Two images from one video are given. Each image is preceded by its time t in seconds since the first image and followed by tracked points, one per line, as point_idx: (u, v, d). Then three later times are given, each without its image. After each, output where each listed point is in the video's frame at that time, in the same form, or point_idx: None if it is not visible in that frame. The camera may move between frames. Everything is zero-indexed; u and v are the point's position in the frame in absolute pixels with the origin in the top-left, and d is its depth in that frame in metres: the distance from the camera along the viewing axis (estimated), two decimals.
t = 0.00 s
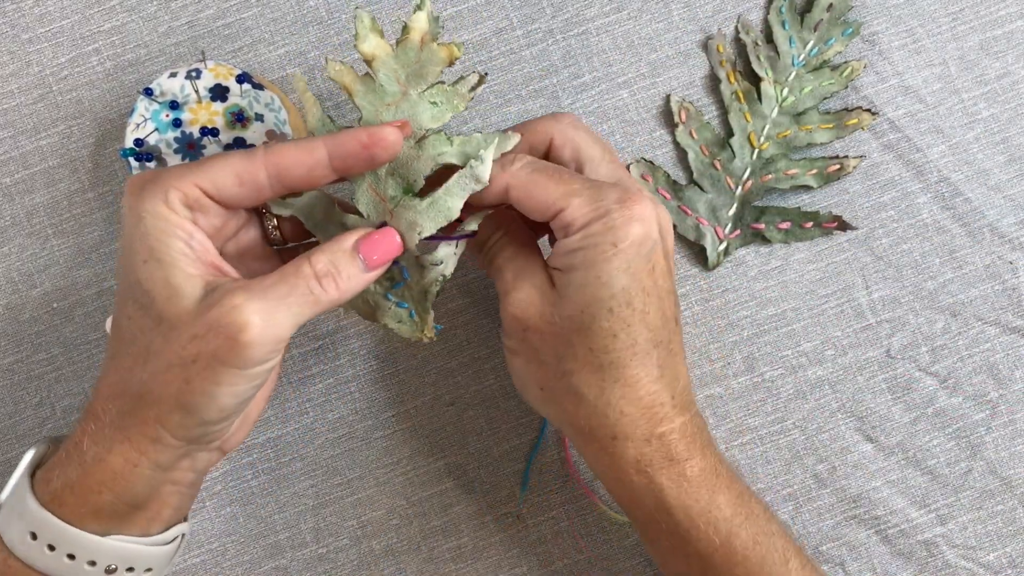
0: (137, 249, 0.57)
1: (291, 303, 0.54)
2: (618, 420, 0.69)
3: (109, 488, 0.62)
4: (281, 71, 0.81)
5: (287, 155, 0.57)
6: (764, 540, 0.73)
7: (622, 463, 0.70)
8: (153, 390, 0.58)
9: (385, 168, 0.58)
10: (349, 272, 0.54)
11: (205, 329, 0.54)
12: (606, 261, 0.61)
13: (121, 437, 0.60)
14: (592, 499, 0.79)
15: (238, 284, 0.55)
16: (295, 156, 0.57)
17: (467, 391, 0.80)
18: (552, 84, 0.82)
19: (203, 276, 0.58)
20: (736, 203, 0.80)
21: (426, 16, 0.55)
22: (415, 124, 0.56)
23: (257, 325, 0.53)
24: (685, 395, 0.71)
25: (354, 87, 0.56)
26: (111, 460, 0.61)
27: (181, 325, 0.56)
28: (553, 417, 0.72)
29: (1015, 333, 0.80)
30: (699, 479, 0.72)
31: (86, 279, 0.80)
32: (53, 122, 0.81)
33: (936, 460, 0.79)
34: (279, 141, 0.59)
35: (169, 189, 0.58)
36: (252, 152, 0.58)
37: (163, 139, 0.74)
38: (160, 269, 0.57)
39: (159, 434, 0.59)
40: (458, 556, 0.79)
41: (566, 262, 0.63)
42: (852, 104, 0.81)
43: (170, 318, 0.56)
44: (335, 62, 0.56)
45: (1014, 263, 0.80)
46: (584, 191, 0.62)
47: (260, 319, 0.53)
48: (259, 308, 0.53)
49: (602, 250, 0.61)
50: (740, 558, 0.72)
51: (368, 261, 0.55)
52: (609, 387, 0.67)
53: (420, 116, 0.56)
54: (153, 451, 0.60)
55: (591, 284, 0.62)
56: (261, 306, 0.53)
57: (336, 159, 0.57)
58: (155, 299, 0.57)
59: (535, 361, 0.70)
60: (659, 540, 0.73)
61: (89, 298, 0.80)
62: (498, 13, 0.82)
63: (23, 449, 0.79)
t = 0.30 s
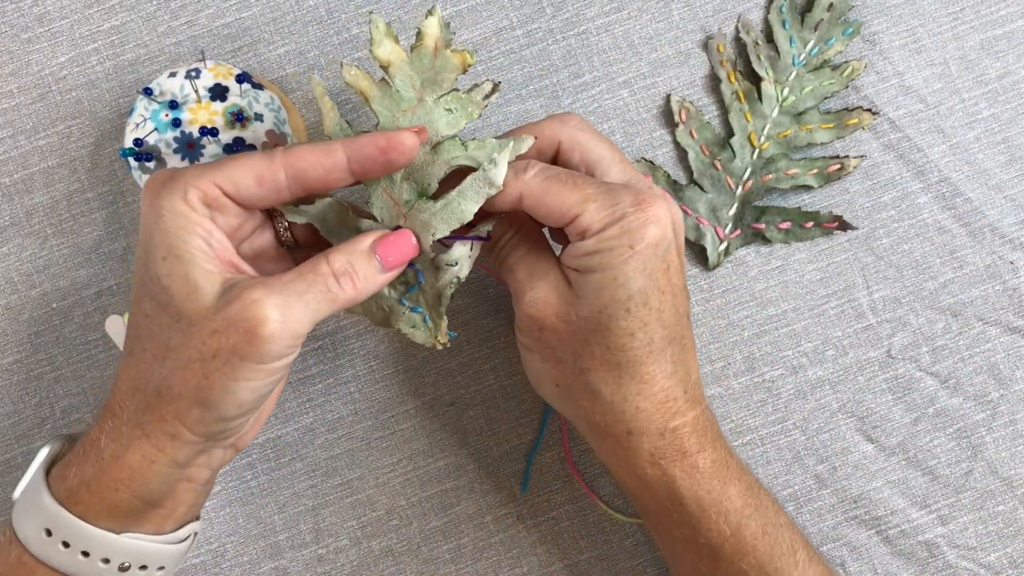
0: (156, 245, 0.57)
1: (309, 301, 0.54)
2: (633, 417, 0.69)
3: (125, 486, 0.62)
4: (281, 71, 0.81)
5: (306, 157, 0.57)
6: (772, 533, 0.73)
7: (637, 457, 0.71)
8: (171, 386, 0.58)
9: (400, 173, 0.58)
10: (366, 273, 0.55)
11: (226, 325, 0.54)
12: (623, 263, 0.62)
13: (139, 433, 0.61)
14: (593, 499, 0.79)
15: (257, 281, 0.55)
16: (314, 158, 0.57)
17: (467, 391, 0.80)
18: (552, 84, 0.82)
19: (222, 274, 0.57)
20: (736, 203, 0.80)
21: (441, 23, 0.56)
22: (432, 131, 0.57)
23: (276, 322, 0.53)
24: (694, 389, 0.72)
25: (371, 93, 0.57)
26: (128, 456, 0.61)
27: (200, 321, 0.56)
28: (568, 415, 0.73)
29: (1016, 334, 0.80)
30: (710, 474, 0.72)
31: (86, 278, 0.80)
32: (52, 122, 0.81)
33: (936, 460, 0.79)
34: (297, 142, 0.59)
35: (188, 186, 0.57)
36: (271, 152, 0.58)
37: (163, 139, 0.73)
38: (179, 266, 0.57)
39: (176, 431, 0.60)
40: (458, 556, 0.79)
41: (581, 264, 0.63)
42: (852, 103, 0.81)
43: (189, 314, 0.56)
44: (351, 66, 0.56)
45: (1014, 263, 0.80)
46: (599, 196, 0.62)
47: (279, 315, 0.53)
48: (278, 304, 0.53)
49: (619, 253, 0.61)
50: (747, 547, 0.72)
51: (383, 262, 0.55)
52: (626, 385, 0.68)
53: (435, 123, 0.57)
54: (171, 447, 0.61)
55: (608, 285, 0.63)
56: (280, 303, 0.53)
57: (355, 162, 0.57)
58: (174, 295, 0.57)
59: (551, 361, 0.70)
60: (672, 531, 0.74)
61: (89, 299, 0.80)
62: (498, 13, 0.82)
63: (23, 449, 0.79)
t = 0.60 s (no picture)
0: (171, 250, 0.57)
1: (323, 307, 0.54)
2: (636, 405, 0.70)
3: (139, 491, 0.62)
4: (281, 71, 0.81)
5: (324, 166, 0.58)
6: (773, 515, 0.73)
7: (639, 445, 0.72)
8: (185, 391, 0.58)
9: (416, 183, 0.58)
10: (381, 281, 0.54)
11: (239, 330, 0.54)
12: (627, 257, 0.62)
13: (154, 438, 0.61)
14: (592, 499, 0.79)
15: (271, 286, 0.55)
16: (331, 168, 0.58)
17: (468, 392, 0.80)
18: (552, 84, 0.82)
19: (237, 280, 0.57)
20: (736, 203, 0.80)
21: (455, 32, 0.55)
22: (448, 141, 0.57)
23: (289, 327, 0.53)
24: (687, 378, 0.72)
25: (387, 103, 0.56)
26: (143, 461, 0.61)
27: (214, 326, 0.55)
28: (570, 408, 0.73)
29: (1016, 334, 0.80)
30: (709, 456, 0.73)
31: (86, 278, 0.80)
32: (52, 122, 0.81)
33: (936, 460, 0.79)
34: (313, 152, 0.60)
35: (204, 193, 0.58)
36: (287, 161, 0.58)
37: (163, 139, 0.73)
38: (194, 271, 0.57)
39: (190, 436, 0.60)
40: (458, 556, 0.79)
41: (583, 259, 0.63)
42: (852, 104, 0.81)
43: (203, 320, 0.56)
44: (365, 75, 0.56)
45: (1014, 263, 0.80)
46: (599, 192, 0.62)
47: (292, 320, 0.53)
48: (292, 310, 0.53)
49: (621, 248, 0.61)
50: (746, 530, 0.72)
51: (398, 271, 0.54)
52: (630, 375, 0.68)
53: (452, 134, 0.57)
54: (185, 452, 0.61)
55: (611, 279, 0.63)
56: (295, 309, 0.53)
57: (370, 172, 0.57)
58: (188, 301, 0.57)
59: (554, 354, 0.70)
60: (671, 515, 0.73)
61: (89, 299, 0.80)
62: (498, 13, 0.82)
63: (23, 450, 0.79)
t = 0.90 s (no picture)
0: (178, 246, 0.57)
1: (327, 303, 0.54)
2: (628, 410, 0.70)
3: (144, 486, 0.62)
4: (281, 70, 0.81)
5: (329, 165, 0.58)
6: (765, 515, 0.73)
7: (630, 451, 0.71)
8: (191, 386, 0.58)
9: (421, 184, 0.59)
10: (385, 280, 0.55)
11: (244, 325, 0.54)
12: (622, 264, 0.62)
13: (159, 433, 0.61)
14: (592, 499, 0.79)
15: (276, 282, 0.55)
16: (337, 166, 0.58)
17: (467, 392, 0.80)
18: (552, 84, 0.82)
19: (242, 276, 0.57)
20: (736, 203, 0.80)
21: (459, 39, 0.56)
22: (452, 143, 0.57)
23: (293, 322, 0.53)
24: (678, 384, 0.73)
25: (392, 106, 0.57)
26: (148, 456, 0.61)
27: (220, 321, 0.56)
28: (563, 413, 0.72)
29: (1016, 334, 0.80)
30: (699, 461, 0.72)
31: (86, 278, 0.80)
32: (52, 122, 0.81)
33: (936, 460, 0.79)
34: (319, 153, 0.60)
35: (211, 190, 0.58)
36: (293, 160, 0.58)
37: (163, 139, 0.72)
38: (201, 267, 0.57)
39: (195, 431, 0.59)
40: (458, 557, 0.79)
41: (580, 264, 0.63)
42: (852, 104, 0.81)
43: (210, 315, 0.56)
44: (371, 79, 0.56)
45: (1014, 264, 0.80)
46: (598, 200, 0.61)
47: (296, 315, 0.53)
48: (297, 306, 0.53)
49: (617, 254, 0.61)
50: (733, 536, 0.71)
51: (402, 271, 0.55)
52: (621, 381, 0.69)
53: (456, 135, 0.57)
54: (190, 448, 0.61)
55: (605, 286, 0.63)
56: (299, 304, 0.53)
57: (376, 171, 0.57)
58: (195, 296, 0.57)
59: (546, 359, 0.70)
60: (661, 520, 0.72)
61: (89, 299, 0.80)
62: (498, 13, 0.82)
63: (23, 450, 0.79)
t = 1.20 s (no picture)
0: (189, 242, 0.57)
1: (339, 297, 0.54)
2: (636, 411, 0.69)
3: (156, 480, 0.62)
4: (281, 70, 0.81)
5: (338, 162, 0.58)
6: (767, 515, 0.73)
7: (637, 454, 0.70)
8: (203, 380, 0.58)
9: (426, 179, 0.60)
10: (394, 275, 0.55)
11: (258, 318, 0.54)
12: (633, 262, 0.62)
13: (172, 428, 0.61)
14: (592, 499, 0.79)
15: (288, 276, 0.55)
16: (345, 164, 0.58)
17: (467, 392, 0.80)
18: (552, 84, 0.82)
19: (253, 271, 0.58)
20: (737, 203, 0.80)
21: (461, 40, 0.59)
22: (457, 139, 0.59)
23: (306, 316, 0.53)
24: (683, 386, 0.73)
25: (398, 103, 0.59)
26: (160, 450, 0.62)
27: (234, 315, 0.56)
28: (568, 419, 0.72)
29: (1016, 334, 0.80)
30: (705, 465, 0.72)
31: (86, 279, 0.80)
32: (53, 122, 0.81)
33: (936, 460, 0.79)
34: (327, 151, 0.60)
35: (221, 187, 0.58)
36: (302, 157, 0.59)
37: (163, 139, 0.72)
38: (212, 262, 0.57)
39: (207, 425, 0.60)
40: (458, 557, 0.79)
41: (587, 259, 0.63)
42: (852, 103, 0.81)
43: (222, 309, 0.56)
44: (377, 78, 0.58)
45: (1015, 264, 0.80)
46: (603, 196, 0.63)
47: (308, 309, 0.53)
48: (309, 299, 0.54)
49: (627, 252, 0.62)
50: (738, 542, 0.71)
51: (410, 266, 0.56)
52: (631, 381, 0.68)
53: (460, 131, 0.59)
54: (202, 442, 0.61)
55: (615, 281, 0.63)
56: (311, 298, 0.54)
57: (383, 168, 0.58)
58: (207, 291, 0.57)
59: (552, 362, 0.69)
60: (667, 524, 0.72)
61: (89, 299, 0.80)
62: (498, 13, 0.82)
63: (23, 450, 0.79)
